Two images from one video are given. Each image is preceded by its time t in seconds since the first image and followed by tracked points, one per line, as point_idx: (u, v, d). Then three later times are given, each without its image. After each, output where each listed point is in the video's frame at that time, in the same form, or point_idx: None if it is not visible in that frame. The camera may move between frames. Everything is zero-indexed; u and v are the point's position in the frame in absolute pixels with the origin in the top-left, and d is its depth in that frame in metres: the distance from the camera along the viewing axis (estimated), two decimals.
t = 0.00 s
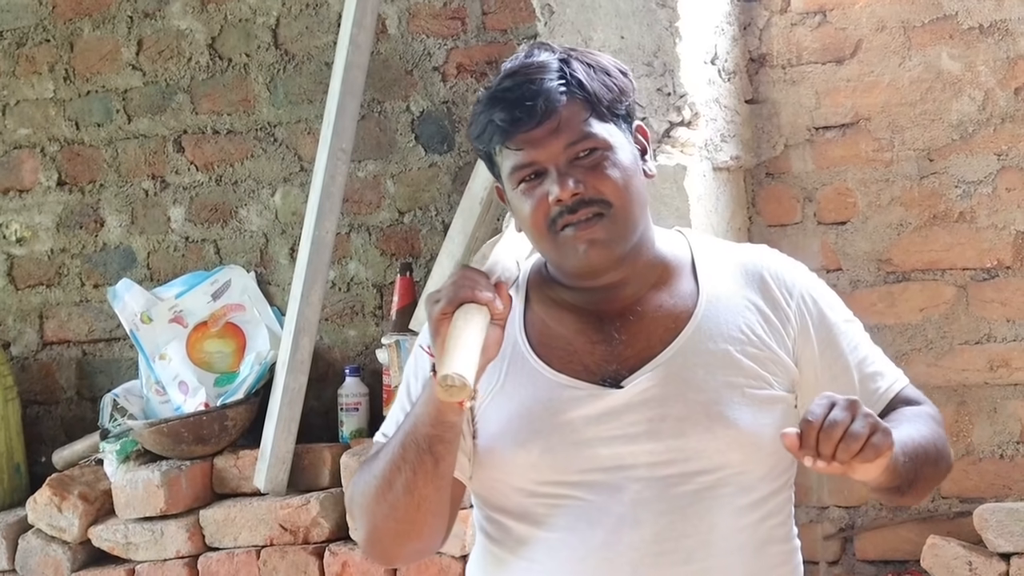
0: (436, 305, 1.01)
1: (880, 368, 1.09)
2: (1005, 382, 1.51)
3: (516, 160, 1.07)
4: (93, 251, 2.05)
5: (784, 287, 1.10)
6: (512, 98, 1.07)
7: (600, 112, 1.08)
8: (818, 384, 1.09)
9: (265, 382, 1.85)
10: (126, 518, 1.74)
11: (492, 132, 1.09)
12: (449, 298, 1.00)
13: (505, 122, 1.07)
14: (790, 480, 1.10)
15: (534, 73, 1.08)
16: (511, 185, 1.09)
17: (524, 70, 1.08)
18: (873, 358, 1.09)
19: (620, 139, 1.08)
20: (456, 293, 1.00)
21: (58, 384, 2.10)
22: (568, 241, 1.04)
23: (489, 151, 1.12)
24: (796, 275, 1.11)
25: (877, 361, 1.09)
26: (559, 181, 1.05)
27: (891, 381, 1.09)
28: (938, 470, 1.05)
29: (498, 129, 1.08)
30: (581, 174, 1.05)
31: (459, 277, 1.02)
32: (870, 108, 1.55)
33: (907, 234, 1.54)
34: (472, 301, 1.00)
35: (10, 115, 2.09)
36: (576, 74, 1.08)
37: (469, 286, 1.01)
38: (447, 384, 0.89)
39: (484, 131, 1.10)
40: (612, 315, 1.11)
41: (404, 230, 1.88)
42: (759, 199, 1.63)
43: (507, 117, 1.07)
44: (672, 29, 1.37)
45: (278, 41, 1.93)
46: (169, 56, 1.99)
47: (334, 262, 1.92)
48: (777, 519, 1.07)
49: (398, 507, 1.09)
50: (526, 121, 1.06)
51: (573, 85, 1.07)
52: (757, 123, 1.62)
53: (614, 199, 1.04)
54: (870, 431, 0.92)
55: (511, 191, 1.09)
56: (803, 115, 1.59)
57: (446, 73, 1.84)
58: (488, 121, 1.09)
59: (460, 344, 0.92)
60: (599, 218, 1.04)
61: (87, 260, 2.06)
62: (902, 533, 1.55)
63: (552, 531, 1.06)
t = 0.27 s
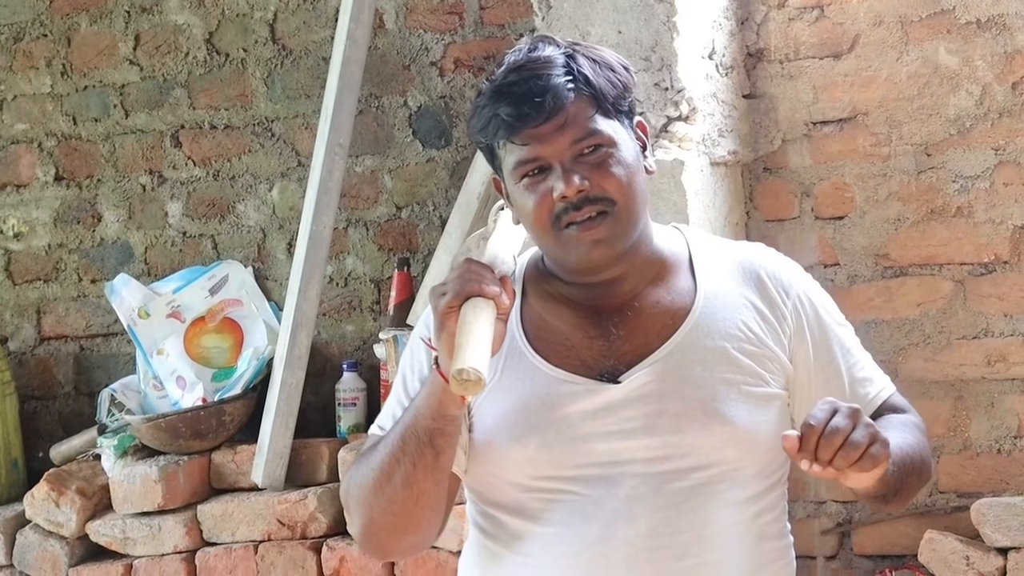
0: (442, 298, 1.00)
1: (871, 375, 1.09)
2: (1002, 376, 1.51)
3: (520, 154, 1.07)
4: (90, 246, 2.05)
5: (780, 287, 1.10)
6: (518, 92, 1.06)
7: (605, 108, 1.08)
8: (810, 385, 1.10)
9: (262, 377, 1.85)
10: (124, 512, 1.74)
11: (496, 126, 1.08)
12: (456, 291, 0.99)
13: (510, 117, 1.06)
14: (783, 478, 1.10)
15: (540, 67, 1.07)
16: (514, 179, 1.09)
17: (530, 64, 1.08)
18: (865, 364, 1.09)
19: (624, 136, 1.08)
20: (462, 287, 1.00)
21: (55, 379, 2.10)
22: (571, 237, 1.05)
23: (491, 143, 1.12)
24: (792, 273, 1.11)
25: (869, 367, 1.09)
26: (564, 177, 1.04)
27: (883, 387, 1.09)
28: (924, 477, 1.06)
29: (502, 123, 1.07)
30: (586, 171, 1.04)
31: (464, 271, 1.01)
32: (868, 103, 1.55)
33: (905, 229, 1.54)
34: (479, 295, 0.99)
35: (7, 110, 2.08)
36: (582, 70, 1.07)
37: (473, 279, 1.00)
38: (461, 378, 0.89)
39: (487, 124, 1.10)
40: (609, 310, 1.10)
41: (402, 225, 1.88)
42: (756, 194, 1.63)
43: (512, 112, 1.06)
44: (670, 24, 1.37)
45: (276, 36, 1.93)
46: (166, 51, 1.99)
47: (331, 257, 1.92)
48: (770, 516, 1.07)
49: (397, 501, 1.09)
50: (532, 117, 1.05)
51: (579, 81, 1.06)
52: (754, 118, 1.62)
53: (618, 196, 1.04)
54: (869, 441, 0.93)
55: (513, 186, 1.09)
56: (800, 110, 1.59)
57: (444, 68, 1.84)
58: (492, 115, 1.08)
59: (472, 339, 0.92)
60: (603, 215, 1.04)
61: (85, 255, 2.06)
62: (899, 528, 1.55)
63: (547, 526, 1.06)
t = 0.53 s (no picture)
0: (439, 294, 1.00)
1: (865, 379, 1.08)
2: (1000, 372, 1.50)
3: (522, 147, 1.06)
4: (88, 242, 2.05)
5: (778, 286, 1.10)
6: (523, 86, 1.05)
7: (608, 104, 1.07)
8: (804, 385, 1.09)
9: (260, 373, 1.85)
10: (122, 509, 1.74)
11: (499, 119, 1.08)
12: (452, 288, 0.99)
13: (513, 111, 1.06)
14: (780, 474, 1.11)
15: (544, 61, 1.06)
16: (516, 173, 1.08)
17: (534, 58, 1.07)
18: (859, 366, 1.09)
19: (626, 131, 1.08)
20: (459, 283, 1.00)
21: (53, 374, 2.10)
22: (573, 232, 1.05)
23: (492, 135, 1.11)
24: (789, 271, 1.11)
25: (863, 370, 1.09)
26: (567, 171, 1.04)
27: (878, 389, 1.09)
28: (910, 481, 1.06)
29: (505, 117, 1.07)
30: (589, 165, 1.04)
31: (461, 267, 1.01)
32: (866, 99, 1.55)
33: (903, 224, 1.54)
34: (475, 291, 0.99)
35: (5, 106, 2.08)
36: (587, 64, 1.07)
37: (470, 275, 1.00)
38: (457, 374, 0.89)
39: (489, 117, 1.09)
40: (608, 306, 1.10)
41: (400, 221, 1.88)
42: (754, 190, 1.63)
43: (516, 105, 1.05)
44: (667, 20, 1.37)
45: (273, 32, 1.93)
46: (164, 47, 1.99)
47: (329, 253, 1.92)
48: (767, 513, 1.08)
49: (394, 497, 1.09)
50: (535, 111, 1.05)
51: (583, 75, 1.06)
52: (752, 114, 1.62)
53: (620, 191, 1.04)
54: (869, 444, 0.93)
55: (515, 179, 1.09)
56: (798, 106, 1.59)
57: (441, 63, 1.84)
58: (495, 108, 1.08)
59: (468, 334, 0.92)
60: (605, 209, 1.04)
61: (83, 251, 2.06)
62: (897, 524, 1.55)
63: (544, 522, 1.06)
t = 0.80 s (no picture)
0: (436, 288, 1.00)
1: (859, 380, 1.07)
2: (998, 370, 1.50)
3: (536, 152, 1.04)
4: (86, 240, 2.05)
5: (774, 284, 1.09)
6: (543, 91, 1.02)
7: (623, 110, 1.06)
8: (796, 383, 1.09)
9: (258, 371, 1.85)
10: (119, 507, 1.74)
11: (514, 121, 1.05)
12: (450, 282, 0.99)
13: (532, 116, 1.03)
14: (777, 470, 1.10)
15: (564, 66, 1.03)
16: (526, 174, 1.07)
17: (553, 61, 1.04)
18: (854, 368, 1.07)
19: (638, 137, 1.07)
20: (456, 277, 0.99)
21: (51, 373, 2.10)
22: (583, 237, 1.05)
23: (503, 134, 1.09)
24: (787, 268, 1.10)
25: (858, 371, 1.07)
26: (582, 179, 1.03)
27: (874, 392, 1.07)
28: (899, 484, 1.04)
29: (522, 120, 1.04)
30: (604, 173, 1.03)
31: (459, 261, 1.00)
32: (863, 97, 1.55)
33: (900, 222, 1.54)
34: (472, 285, 0.98)
35: (2, 105, 2.08)
36: (604, 70, 1.04)
37: (468, 269, 1.00)
38: (454, 368, 0.90)
39: (502, 117, 1.06)
40: (606, 301, 1.10)
41: (397, 219, 1.88)
42: (752, 188, 1.63)
43: (535, 111, 1.03)
44: (665, 18, 1.37)
45: (270, 30, 1.93)
46: (161, 45, 1.99)
47: (326, 252, 1.92)
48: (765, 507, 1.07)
49: (391, 492, 1.08)
50: (554, 118, 1.02)
51: (603, 82, 1.04)
52: (749, 112, 1.62)
53: (632, 198, 1.04)
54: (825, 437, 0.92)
55: (524, 180, 1.07)
56: (795, 104, 1.59)
57: (439, 62, 1.84)
58: (511, 110, 1.05)
59: (464, 327, 0.93)
60: (615, 216, 1.04)
61: (80, 250, 2.06)
62: (895, 522, 1.55)
63: (541, 517, 1.06)
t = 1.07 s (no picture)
0: (436, 295, 1.00)
1: (847, 378, 1.00)
2: (997, 369, 1.50)
3: (548, 155, 1.03)
4: (84, 240, 2.05)
5: (764, 275, 1.06)
6: (565, 95, 1.01)
7: (640, 121, 1.05)
8: (776, 374, 1.04)
9: (257, 371, 1.85)
10: (119, 507, 1.74)
11: (532, 122, 1.04)
12: (450, 289, 0.98)
13: (551, 119, 1.02)
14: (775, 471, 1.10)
15: (589, 72, 1.02)
16: (535, 174, 1.06)
17: (578, 66, 1.03)
18: (841, 366, 1.01)
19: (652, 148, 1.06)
20: (456, 284, 0.99)
21: (50, 373, 2.10)
22: (587, 241, 1.05)
23: (514, 131, 1.08)
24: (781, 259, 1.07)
25: (846, 371, 1.00)
26: (593, 185, 1.02)
27: (857, 389, 0.99)
28: (878, 488, 0.98)
29: (540, 122, 1.03)
30: (615, 181, 1.03)
31: (459, 267, 1.00)
32: (861, 96, 1.55)
33: (899, 221, 1.54)
34: (472, 291, 0.98)
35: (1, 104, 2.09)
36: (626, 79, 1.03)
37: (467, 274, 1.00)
38: (455, 380, 0.90)
39: (519, 116, 1.05)
40: (602, 301, 1.10)
41: (396, 219, 1.88)
42: (750, 187, 1.63)
43: (555, 114, 1.01)
44: (663, 17, 1.37)
45: (269, 30, 1.93)
46: (160, 45, 1.99)
47: (325, 251, 1.92)
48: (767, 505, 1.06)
49: (391, 495, 1.08)
50: (574, 122, 1.01)
51: (625, 93, 1.03)
52: (747, 111, 1.62)
53: (640, 208, 1.04)
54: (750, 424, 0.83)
55: (534, 180, 1.06)
56: (793, 103, 1.59)
57: (437, 61, 1.84)
58: (531, 111, 1.03)
59: (466, 337, 0.93)
60: (621, 225, 1.04)
61: (79, 249, 2.06)
62: (894, 521, 1.55)
63: (538, 519, 1.06)
